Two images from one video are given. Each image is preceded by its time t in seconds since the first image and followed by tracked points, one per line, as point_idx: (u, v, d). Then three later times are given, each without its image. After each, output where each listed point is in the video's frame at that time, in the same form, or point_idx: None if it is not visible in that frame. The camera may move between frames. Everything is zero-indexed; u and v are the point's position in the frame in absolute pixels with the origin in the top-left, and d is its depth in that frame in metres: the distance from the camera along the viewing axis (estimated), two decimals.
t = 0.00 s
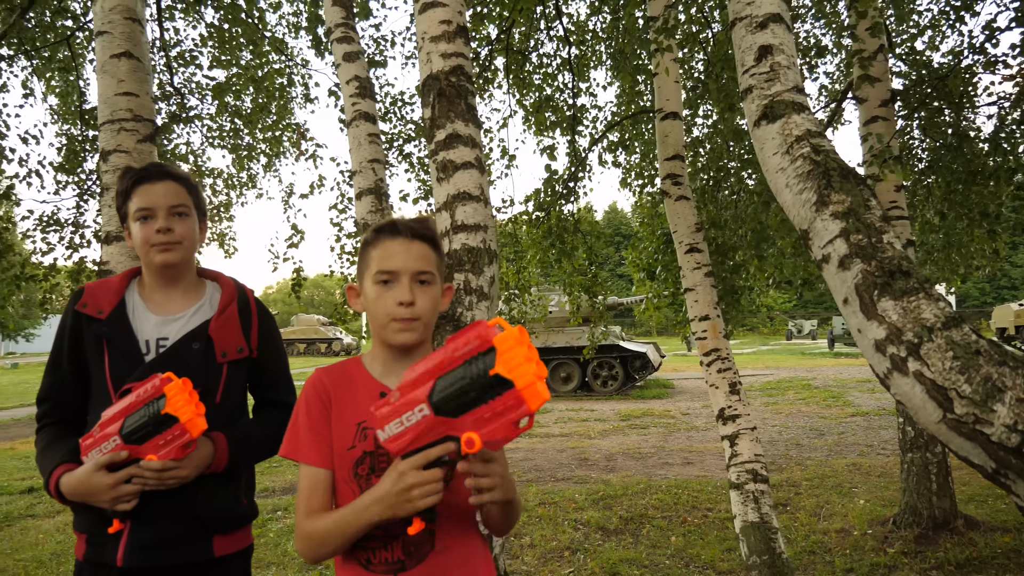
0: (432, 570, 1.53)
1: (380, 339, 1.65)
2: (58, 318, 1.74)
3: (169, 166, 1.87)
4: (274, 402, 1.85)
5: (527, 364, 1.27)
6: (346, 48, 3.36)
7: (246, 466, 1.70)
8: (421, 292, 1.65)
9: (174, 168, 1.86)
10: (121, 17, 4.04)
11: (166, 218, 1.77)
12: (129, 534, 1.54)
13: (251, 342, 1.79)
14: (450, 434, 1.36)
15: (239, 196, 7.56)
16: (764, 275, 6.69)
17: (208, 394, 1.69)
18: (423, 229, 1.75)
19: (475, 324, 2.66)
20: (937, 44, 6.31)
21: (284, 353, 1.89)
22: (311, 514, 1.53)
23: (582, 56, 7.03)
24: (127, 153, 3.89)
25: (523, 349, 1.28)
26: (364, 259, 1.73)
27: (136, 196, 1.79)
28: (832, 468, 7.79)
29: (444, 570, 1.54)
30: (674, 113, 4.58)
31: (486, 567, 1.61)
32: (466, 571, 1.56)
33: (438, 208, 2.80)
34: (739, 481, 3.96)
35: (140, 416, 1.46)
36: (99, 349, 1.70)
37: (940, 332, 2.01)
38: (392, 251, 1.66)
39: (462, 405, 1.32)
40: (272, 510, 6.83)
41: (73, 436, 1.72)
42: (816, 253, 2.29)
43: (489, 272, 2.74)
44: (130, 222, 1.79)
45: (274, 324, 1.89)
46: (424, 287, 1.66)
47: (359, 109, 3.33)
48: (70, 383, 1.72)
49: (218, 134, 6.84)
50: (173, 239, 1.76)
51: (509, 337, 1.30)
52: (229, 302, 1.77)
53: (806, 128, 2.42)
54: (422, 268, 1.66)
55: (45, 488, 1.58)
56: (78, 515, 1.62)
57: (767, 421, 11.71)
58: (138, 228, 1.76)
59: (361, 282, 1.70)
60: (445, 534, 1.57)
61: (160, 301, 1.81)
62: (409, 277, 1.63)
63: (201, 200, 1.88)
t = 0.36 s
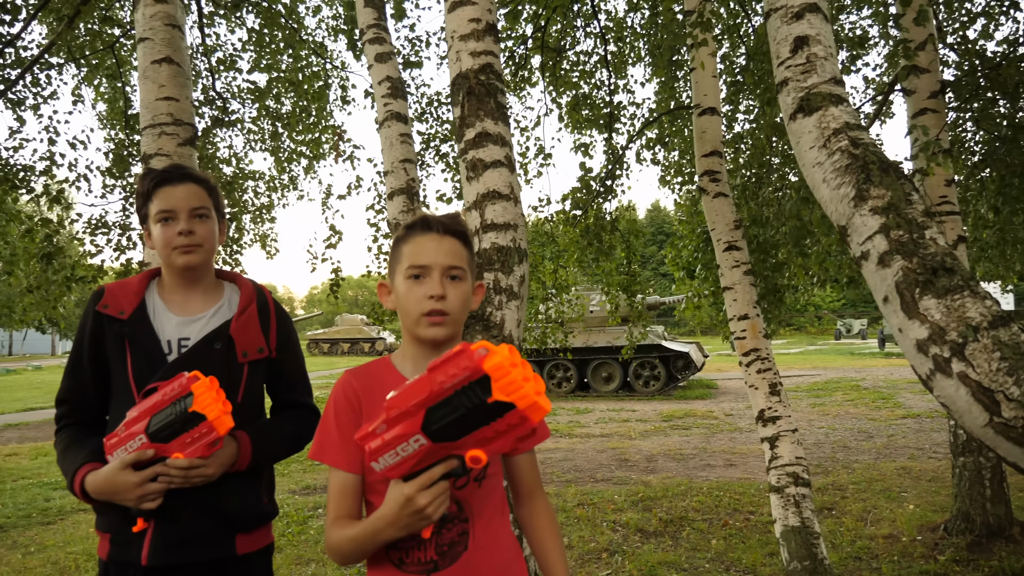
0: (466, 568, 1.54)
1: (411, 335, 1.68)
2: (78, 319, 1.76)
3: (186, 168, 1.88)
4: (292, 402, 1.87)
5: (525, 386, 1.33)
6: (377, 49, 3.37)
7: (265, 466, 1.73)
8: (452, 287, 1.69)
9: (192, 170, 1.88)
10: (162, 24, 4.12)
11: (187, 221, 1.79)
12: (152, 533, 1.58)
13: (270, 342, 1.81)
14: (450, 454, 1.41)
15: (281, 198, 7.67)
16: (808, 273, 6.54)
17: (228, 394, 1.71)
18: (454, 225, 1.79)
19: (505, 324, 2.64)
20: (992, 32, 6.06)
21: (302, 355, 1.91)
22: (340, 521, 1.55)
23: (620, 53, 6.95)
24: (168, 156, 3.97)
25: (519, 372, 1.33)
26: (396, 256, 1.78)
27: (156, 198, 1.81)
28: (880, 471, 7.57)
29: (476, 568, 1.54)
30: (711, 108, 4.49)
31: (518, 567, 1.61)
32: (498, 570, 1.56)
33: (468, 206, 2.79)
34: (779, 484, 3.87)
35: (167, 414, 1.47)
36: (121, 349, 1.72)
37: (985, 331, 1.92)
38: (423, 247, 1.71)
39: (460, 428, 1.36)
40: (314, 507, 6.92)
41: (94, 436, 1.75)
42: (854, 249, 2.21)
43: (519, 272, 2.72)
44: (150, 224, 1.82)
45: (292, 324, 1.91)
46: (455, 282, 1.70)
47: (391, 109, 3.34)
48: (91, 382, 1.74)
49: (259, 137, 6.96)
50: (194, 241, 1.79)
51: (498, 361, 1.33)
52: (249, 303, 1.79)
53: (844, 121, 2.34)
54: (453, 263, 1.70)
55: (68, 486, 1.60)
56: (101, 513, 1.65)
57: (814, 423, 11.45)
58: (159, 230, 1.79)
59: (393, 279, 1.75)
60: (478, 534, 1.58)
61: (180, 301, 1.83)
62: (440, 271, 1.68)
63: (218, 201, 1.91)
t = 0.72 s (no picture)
0: (507, 558, 1.54)
1: (446, 330, 1.67)
2: (88, 313, 1.77)
3: (196, 163, 1.90)
4: (301, 396, 1.94)
5: (549, 373, 1.31)
6: (402, 45, 3.38)
7: (275, 460, 1.81)
8: (482, 282, 1.66)
9: (202, 165, 1.90)
10: (194, 26, 4.20)
11: (197, 216, 1.81)
12: (167, 526, 1.65)
13: (280, 337, 1.86)
14: (478, 450, 1.39)
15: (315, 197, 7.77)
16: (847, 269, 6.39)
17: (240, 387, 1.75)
18: (480, 215, 1.76)
19: (527, 318, 2.62)
20: None
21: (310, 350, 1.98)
22: (382, 517, 1.56)
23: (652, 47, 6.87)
24: (200, 155, 4.04)
25: (541, 359, 1.31)
26: (425, 251, 1.75)
27: (166, 194, 1.84)
28: (924, 473, 7.36)
29: (517, 559, 1.54)
30: (743, 101, 4.41)
31: (558, 559, 1.62)
32: (537, 561, 1.57)
33: (490, 201, 2.78)
34: (813, 484, 3.78)
35: (181, 406, 1.52)
36: (132, 343, 1.75)
37: (1022, 325, 1.84)
38: (451, 242, 1.68)
39: (486, 421, 1.34)
40: (348, 503, 6.99)
41: (103, 431, 1.78)
42: (884, 241, 2.14)
43: (542, 266, 2.70)
44: (160, 219, 1.84)
45: (299, 318, 1.96)
46: (484, 276, 1.66)
47: (416, 105, 3.35)
48: (100, 378, 1.77)
49: (293, 137, 7.05)
50: (204, 236, 1.81)
51: (519, 351, 1.31)
52: (258, 298, 1.83)
53: (874, 109, 2.27)
54: (481, 257, 1.66)
55: (81, 481, 1.65)
56: (114, 507, 1.72)
57: (855, 423, 11.17)
58: (169, 225, 1.81)
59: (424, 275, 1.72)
60: (519, 525, 1.58)
61: (190, 295, 1.86)
62: (469, 268, 1.64)
63: (227, 196, 1.93)
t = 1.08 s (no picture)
0: (532, 542, 1.53)
1: (480, 323, 1.61)
2: (101, 310, 1.92)
3: (206, 162, 2.07)
4: (311, 388, 2.06)
5: (588, 411, 1.17)
6: (421, 42, 3.39)
7: (282, 451, 1.93)
8: (519, 277, 1.58)
9: (210, 165, 2.06)
10: (220, 27, 4.27)
11: (205, 210, 1.97)
12: (177, 516, 1.78)
13: (287, 329, 1.98)
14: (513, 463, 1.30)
15: (343, 195, 7.84)
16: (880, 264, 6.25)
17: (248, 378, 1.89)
18: (516, 207, 1.66)
19: (543, 313, 2.62)
20: None
21: (320, 345, 2.10)
22: (411, 505, 1.49)
23: (680, 40, 6.78)
24: (226, 154, 4.11)
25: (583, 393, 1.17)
26: (460, 244, 1.67)
27: (175, 191, 2.00)
28: (963, 473, 7.17)
29: (538, 544, 1.53)
30: (769, 93, 4.33)
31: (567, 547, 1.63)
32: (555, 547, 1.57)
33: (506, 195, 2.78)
34: (840, 482, 3.73)
35: (188, 398, 1.59)
36: (142, 336, 1.88)
37: None
38: (486, 236, 1.59)
39: (521, 445, 1.24)
40: (376, 499, 7.05)
41: (115, 423, 1.91)
42: (906, 232, 2.09)
43: (557, 261, 2.69)
44: (171, 215, 2.00)
45: (306, 312, 2.09)
46: (521, 271, 1.58)
47: (435, 101, 3.36)
48: (114, 372, 1.91)
49: (322, 135, 7.12)
50: (212, 230, 1.97)
51: (558, 384, 1.17)
52: (266, 291, 1.97)
53: (896, 97, 2.21)
54: (518, 253, 1.57)
55: (93, 471, 1.75)
56: (127, 497, 1.85)
57: (891, 423, 10.93)
58: (179, 220, 1.97)
59: (460, 268, 1.64)
60: (541, 510, 1.59)
61: (198, 289, 2.00)
62: (505, 263, 1.56)
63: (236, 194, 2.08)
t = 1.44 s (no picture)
0: (506, 543, 1.57)
1: (469, 307, 1.61)
2: (124, 306, 1.99)
3: (222, 161, 2.16)
4: (328, 381, 2.11)
5: (585, 450, 1.19)
6: (442, 39, 3.40)
7: (299, 444, 1.98)
8: (510, 257, 1.62)
9: (227, 164, 2.16)
10: (248, 27, 4.33)
11: (223, 207, 2.07)
12: (196, 506, 1.84)
13: (303, 323, 2.05)
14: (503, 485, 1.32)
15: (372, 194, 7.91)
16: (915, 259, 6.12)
17: (265, 371, 1.96)
18: (507, 199, 1.74)
19: (562, 309, 2.61)
20: None
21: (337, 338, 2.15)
22: (392, 505, 1.53)
23: (709, 32, 6.70)
24: (253, 153, 4.18)
25: (579, 432, 1.18)
26: (450, 233, 1.72)
27: (193, 188, 2.09)
28: (1004, 473, 6.99)
29: (514, 545, 1.58)
30: (797, 85, 4.26)
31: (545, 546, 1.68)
32: (533, 547, 1.62)
33: (526, 191, 2.78)
34: (870, 481, 3.68)
35: (204, 392, 1.61)
36: (163, 331, 1.95)
37: None
38: (479, 217, 1.65)
39: (513, 473, 1.26)
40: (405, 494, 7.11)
41: (139, 416, 1.96)
42: (930, 225, 2.04)
43: (577, 256, 2.67)
44: (191, 212, 2.09)
45: (325, 307, 2.15)
46: (512, 251, 1.63)
47: (457, 98, 3.37)
48: (137, 366, 1.97)
49: (350, 134, 7.19)
50: (229, 225, 2.06)
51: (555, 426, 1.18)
52: (283, 286, 2.04)
53: (920, 86, 2.16)
54: (509, 233, 1.64)
55: (116, 462, 1.80)
56: (149, 487, 1.91)
57: (929, 421, 10.70)
58: (197, 217, 2.06)
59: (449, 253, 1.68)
60: (519, 511, 1.62)
61: (217, 286, 2.09)
62: (497, 241, 1.62)
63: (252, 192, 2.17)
